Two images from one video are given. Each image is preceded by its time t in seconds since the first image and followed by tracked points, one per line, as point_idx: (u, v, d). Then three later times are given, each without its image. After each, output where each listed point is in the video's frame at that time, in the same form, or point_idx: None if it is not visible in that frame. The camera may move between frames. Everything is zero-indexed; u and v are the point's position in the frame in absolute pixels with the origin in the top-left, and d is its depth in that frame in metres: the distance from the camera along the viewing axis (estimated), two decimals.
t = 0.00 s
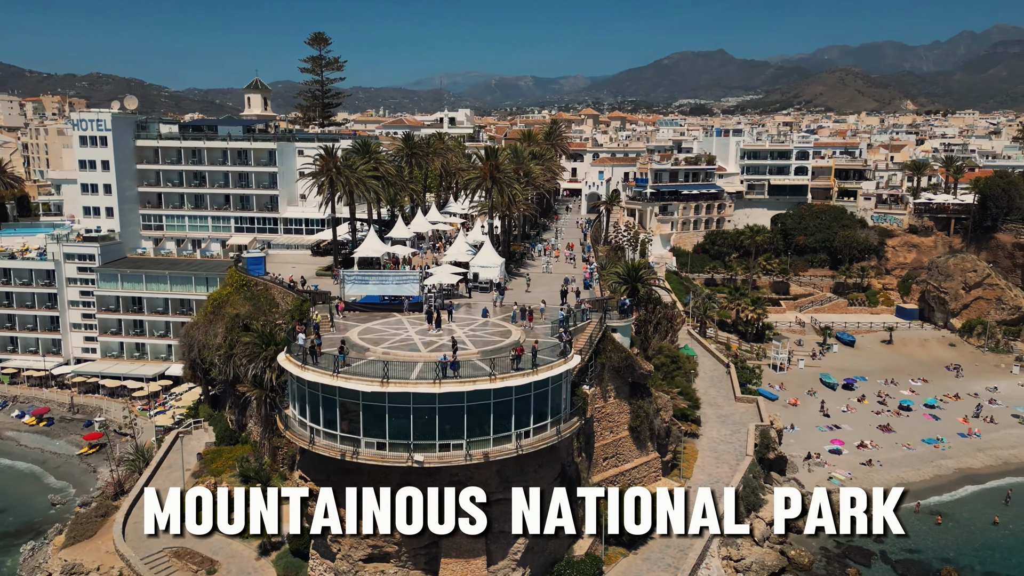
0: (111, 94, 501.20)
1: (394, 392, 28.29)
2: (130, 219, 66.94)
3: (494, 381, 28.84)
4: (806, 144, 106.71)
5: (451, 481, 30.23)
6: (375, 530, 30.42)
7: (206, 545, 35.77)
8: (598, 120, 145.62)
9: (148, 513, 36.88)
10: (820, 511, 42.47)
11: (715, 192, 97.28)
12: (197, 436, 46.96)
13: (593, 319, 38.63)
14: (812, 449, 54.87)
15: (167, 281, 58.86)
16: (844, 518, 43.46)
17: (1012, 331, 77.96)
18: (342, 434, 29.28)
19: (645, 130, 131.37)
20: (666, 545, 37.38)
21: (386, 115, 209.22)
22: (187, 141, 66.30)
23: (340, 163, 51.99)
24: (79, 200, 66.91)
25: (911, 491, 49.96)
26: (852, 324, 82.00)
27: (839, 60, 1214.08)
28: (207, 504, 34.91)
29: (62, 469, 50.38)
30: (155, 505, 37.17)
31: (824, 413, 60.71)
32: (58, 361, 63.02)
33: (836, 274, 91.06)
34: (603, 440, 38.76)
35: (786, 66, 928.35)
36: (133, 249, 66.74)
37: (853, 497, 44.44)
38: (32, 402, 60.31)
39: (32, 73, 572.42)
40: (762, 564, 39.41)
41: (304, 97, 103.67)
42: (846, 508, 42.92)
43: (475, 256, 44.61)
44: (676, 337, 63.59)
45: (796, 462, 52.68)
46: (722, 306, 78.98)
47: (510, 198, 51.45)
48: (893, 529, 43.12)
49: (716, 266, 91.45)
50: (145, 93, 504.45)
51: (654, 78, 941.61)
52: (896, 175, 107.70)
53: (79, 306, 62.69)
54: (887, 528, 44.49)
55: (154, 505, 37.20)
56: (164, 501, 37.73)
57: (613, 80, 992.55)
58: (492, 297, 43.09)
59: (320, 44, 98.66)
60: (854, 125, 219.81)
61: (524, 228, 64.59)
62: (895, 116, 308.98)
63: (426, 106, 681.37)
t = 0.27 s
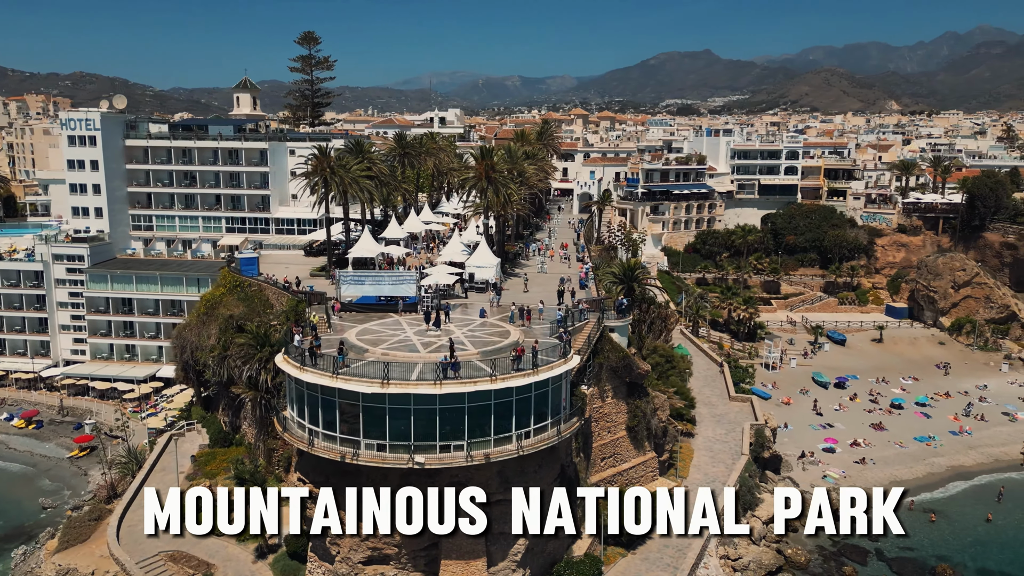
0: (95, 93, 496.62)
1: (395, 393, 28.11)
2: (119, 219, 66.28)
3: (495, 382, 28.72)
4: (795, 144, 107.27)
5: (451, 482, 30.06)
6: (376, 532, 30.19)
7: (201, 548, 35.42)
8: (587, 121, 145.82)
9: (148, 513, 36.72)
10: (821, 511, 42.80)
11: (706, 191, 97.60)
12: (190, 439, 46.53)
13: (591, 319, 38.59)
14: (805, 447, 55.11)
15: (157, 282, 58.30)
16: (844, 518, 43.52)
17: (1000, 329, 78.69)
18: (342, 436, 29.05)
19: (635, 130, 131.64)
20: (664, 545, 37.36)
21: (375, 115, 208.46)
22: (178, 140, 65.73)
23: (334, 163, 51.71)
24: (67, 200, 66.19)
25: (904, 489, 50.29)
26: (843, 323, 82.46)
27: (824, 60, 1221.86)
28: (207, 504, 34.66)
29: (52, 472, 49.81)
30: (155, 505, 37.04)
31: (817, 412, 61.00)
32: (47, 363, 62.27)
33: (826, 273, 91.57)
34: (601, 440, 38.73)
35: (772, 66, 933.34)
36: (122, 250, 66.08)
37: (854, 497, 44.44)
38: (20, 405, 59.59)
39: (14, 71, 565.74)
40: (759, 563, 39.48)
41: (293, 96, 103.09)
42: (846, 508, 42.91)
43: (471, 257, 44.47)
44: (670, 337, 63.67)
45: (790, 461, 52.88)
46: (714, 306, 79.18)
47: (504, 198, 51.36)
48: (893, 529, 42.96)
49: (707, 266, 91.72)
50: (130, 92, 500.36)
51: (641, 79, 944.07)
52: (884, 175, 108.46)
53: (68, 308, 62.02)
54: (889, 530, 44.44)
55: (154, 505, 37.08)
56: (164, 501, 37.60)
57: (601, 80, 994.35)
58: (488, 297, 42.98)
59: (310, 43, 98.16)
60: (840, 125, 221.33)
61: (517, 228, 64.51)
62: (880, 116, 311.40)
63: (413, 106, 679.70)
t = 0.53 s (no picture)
0: (75, 92, 491.13)
1: (396, 394, 27.90)
2: (106, 219, 65.52)
3: (496, 382, 28.57)
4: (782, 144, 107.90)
5: (451, 484, 29.88)
6: (375, 533, 30.01)
7: (196, 552, 35.00)
8: (575, 120, 145.98)
9: (148, 513, 36.61)
10: (820, 510, 42.57)
11: (695, 191, 97.95)
12: (182, 441, 45.98)
13: (588, 319, 38.51)
14: (798, 446, 55.39)
15: (146, 283, 57.66)
16: (845, 518, 42.82)
17: (986, 327, 79.47)
18: (342, 437, 28.82)
19: (623, 130, 131.91)
20: (662, 545, 37.35)
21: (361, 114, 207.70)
22: (166, 140, 65.05)
23: (326, 162, 51.36)
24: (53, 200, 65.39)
25: (896, 486, 50.63)
26: (831, 321, 82.97)
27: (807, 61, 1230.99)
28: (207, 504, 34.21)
29: (40, 476, 49.13)
30: (156, 505, 36.94)
31: (808, 410, 61.32)
32: (33, 366, 61.51)
33: (814, 272, 92.14)
34: (599, 440, 38.68)
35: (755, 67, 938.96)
36: (109, 251, 65.33)
37: (853, 497, 43.95)
38: (6, 408, 58.76)
39: None
40: (756, 562, 39.53)
41: (281, 95, 102.46)
42: (847, 508, 42.22)
43: (465, 257, 44.25)
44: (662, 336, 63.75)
45: (783, 459, 53.10)
46: (704, 305, 79.42)
47: (498, 197, 51.26)
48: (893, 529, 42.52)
49: (696, 265, 92.02)
50: (111, 91, 495.39)
51: (625, 79, 946.76)
52: (870, 174, 109.29)
53: (54, 309, 61.25)
54: (887, 528, 44.41)
55: (154, 506, 37.01)
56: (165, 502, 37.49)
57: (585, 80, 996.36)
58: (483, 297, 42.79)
59: (298, 42, 97.52)
60: (825, 125, 222.95)
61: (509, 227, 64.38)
62: (863, 116, 314.08)
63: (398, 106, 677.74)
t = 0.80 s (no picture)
0: (56, 91, 485.61)
1: (397, 395, 27.69)
2: (94, 220, 64.73)
3: (497, 383, 28.43)
4: (771, 144, 108.50)
5: (452, 484, 29.74)
6: (376, 535, 29.81)
7: (192, 556, 34.61)
8: (563, 120, 146.09)
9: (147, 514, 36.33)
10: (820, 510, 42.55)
11: (684, 191, 98.24)
12: (175, 443, 45.44)
13: (586, 319, 38.46)
14: (791, 444, 55.64)
15: (135, 284, 56.99)
16: (844, 518, 42.67)
17: (973, 325, 80.24)
18: (342, 439, 28.58)
19: (611, 130, 132.12)
20: (661, 544, 37.37)
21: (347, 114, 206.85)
22: (154, 139, 64.35)
23: (319, 162, 51.04)
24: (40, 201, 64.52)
25: (889, 484, 50.98)
26: (821, 320, 83.47)
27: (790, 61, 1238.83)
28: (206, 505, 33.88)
29: (29, 480, 48.45)
30: (155, 506, 36.65)
31: (800, 409, 61.63)
32: (20, 368, 60.65)
33: (803, 271, 92.65)
34: (596, 439, 38.64)
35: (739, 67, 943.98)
36: (97, 251, 64.55)
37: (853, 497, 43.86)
38: None
39: None
40: (754, 561, 39.56)
41: (269, 95, 101.75)
42: (846, 509, 42.09)
43: (461, 257, 44.06)
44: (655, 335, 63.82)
45: (776, 458, 53.32)
46: (695, 304, 79.59)
47: (492, 198, 51.27)
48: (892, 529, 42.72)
49: (687, 264, 92.27)
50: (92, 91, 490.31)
51: (611, 79, 948.94)
52: (857, 174, 110.10)
53: (41, 311, 60.44)
54: (884, 526, 44.58)
55: (155, 506, 36.71)
56: (166, 502, 37.18)
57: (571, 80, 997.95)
58: (479, 297, 42.63)
59: (286, 41, 96.87)
60: (810, 125, 224.38)
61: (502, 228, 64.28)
62: (846, 116, 316.28)
63: (383, 105, 675.50)
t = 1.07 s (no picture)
0: (38, 90, 480.32)
1: (399, 397, 27.52)
2: (82, 220, 63.98)
3: (499, 384, 28.33)
4: (760, 143, 109.03)
5: (453, 486, 29.60)
6: (376, 537, 29.67)
7: (189, 559, 34.26)
8: (553, 120, 146.10)
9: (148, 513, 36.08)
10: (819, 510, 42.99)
11: (674, 190, 98.51)
12: (168, 445, 44.96)
13: (584, 319, 38.43)
14: (785, 442, 55.87)
15: (125, 285, 56.42)
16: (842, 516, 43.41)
17: (961, 324, 80.92)
18: (342, 441, 28.36)
19: (600, 130, 132.26)
20: (659, 544, 37.37)
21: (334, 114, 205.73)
22: (144, 139, 63.70)
23: (313, 162, 50.77)
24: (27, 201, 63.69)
25: (883, 482, 51.31)
26: (811, 319, 83.92)
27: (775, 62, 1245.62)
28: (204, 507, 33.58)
29: (19, 483, 47.84)
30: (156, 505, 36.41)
31: (792, 407, 61.90)
32: (7, 371, 59.88)
33: (793, 270, 93.09)
34: (595, 440, 38.61)
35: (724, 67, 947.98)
36: (86, 252, 63.83)
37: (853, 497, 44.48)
38: None
39: None
40: (752, 559, 39.63)
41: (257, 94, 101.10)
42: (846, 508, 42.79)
43: (457, 257, 43.89)
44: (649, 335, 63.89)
45: (771, 456, 53.51)
46: (687, 303, 79.78)
47: (488, 198, 51.28)
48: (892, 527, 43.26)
49: (677, 264, 92.48)
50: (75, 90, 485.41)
51: (597, 79, 950.58)
52: (845, 174, 110.85)
53: (29, 312, 59.67)
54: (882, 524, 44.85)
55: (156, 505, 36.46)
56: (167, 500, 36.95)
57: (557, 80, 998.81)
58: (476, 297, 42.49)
59: (274, 40, 96.24)
60: (796, 125, 225.59)
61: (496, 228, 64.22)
62: (832, 116, 318.17)
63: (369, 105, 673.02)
